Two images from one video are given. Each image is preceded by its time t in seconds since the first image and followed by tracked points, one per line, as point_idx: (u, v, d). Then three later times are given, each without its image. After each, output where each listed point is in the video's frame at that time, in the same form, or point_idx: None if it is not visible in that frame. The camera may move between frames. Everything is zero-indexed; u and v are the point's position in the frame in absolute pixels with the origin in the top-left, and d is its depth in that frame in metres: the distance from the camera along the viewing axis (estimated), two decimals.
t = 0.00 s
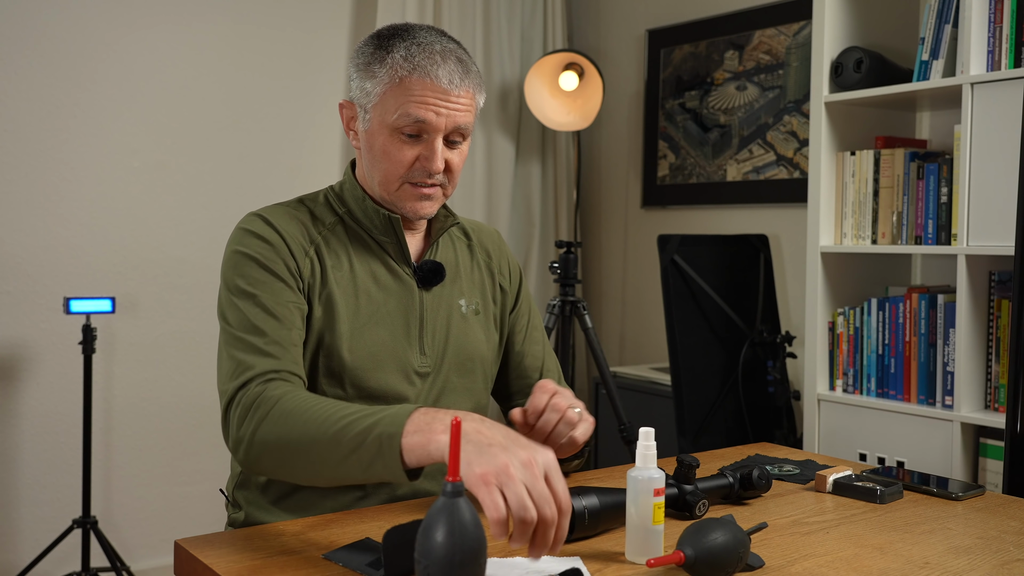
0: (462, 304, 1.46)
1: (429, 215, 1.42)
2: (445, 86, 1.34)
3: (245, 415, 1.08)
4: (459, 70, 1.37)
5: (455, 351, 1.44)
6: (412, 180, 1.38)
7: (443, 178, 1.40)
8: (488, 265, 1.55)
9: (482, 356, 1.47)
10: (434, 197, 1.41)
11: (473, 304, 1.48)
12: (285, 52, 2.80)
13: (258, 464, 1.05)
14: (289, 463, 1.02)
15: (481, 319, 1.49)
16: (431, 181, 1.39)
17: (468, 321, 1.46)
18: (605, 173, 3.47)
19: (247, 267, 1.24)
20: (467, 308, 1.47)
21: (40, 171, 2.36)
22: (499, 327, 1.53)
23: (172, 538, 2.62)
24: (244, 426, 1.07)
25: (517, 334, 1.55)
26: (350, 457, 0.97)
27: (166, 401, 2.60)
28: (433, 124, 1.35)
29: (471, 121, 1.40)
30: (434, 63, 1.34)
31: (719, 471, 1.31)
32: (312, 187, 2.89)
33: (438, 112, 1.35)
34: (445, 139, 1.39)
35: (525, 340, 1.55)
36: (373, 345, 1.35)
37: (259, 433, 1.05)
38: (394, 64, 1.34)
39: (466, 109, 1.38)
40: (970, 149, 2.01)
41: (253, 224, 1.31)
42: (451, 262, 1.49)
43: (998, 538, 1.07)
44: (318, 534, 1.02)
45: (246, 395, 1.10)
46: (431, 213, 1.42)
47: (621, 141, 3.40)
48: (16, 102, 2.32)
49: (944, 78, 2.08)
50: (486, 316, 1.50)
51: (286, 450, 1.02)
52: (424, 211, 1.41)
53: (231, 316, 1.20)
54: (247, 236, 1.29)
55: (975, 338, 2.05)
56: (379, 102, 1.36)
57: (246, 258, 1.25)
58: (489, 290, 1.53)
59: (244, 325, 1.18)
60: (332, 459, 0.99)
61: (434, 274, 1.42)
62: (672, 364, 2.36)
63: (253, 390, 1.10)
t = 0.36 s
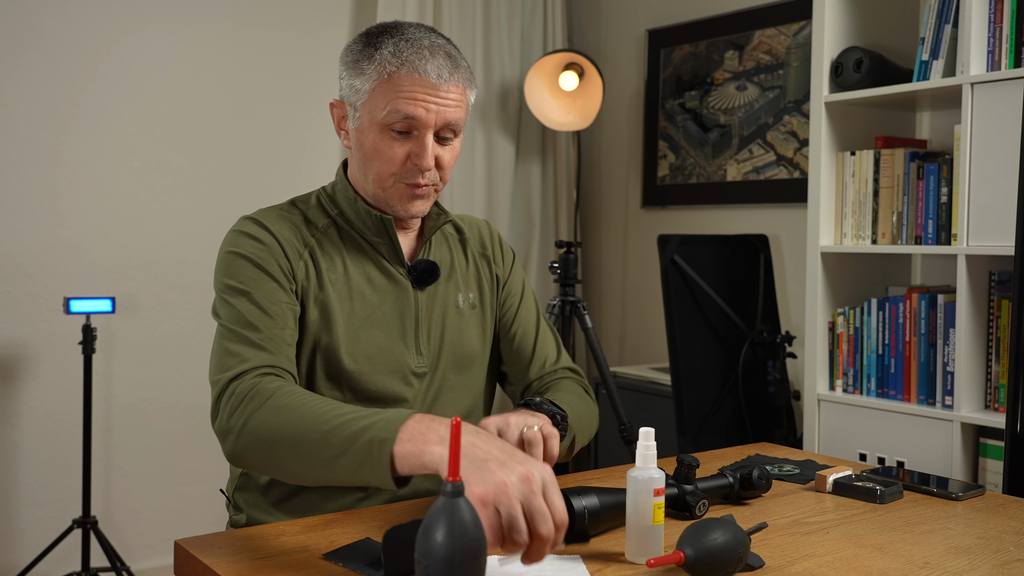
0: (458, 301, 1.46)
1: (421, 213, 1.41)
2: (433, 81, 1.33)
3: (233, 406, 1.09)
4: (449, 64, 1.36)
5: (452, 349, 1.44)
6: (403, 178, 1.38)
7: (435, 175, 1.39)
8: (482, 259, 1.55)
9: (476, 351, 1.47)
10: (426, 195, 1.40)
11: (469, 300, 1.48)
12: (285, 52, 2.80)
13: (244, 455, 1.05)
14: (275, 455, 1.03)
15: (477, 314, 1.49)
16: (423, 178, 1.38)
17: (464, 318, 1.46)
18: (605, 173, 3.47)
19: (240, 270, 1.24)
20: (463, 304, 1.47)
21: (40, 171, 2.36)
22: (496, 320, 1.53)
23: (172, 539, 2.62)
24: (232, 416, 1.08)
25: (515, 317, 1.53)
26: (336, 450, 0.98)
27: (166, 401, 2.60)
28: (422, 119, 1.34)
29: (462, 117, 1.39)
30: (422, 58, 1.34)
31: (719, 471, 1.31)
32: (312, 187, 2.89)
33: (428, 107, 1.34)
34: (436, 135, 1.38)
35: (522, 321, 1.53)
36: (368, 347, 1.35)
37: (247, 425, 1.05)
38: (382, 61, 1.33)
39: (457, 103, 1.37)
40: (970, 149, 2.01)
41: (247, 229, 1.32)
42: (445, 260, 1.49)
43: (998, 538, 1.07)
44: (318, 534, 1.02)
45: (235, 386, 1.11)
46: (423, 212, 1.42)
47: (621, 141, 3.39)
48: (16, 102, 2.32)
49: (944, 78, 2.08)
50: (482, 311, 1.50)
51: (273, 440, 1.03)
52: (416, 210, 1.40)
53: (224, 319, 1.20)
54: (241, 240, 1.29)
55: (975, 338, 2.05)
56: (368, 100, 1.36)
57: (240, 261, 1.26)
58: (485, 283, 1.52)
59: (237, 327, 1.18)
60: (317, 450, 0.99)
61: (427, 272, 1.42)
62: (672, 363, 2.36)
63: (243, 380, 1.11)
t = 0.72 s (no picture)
0: (443, 301, 1.46)
1: (400, 211, 1.40)
2: (402, 76, 1.31)
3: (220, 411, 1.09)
4: (418, 58, 1.34)
5: (437, 349, 1.43)
6: (379, 177, 1.36)
7: (412, 172, 1.37)
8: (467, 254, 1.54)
9: (464, 350, 1.47)
10: (404, 193, 1.38)
11: (454, 298, 1.48)
12: (285, 52, 2.80)
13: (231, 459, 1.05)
14: (261, 460, 1.02)
15: (463, 311, 1.49)
16: (399, 176, 1.36)
17: (450, 318, 1.46)
18: (605, 172, 3.47)
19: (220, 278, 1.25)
20: (448, 302, 1.47)
21: (40, 171, 2.36)
22: (483, 315, 1.52)
23: (172, 539, 2.62)
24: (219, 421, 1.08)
25: (503, 308, 1.52)
26: (327, 453, 0.98)
27: (166, 401, 2.59)
28: (394, 116, 1.32)
29: (436, 111, 1.36)
30: (389, 54, 1.31)
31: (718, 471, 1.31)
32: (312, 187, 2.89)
33: (398, 103, 1.31)
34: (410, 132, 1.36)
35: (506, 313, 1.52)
36: (350, 353, 1.35)
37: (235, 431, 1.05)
38: (348, 59, 1.32)
39: (429, 97, 1.34)
40: (970, 149, 2.01)
41: (226, 236, 1.32)
42: (429, 259, 1.49)
43: (998, 538, 1.07)
44: (316, 534, 1.02)
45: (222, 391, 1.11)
46: (402, 210, 1.40)
47: (621, 141, 3.39)
48: (16, 101, 2.32)
49: (944, 78, 2.08)
50: (468, 309, 1.50)
51: (259, 445, 1.03)
52: (394, 209, 1.39)
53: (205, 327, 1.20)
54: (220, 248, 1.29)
55: (975, 337, 2.05)
56: (337, 99, 1.34)
57: (220, 269, 1.26)
58: (470, 279, 1.52)
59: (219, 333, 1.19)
60: (306, 456, 0.99)
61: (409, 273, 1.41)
62: (672, 363, 2.36)
63: (230, 381, 1.11)
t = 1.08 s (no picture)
0: (441, 302, 1.46)
1: (416, 215, 1.39)
2: (425, 82, 1.30)
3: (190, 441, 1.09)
4: (435, 62, 1.33)
5: (436, 352, 1.44)
6: (400, 183, 1.34)
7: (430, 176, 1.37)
8: (466, 256, 1.54)
9: (462, 352, 1.47)
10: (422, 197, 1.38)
11: (452, 300, 1.48)
12: (285, 52, 2.81)
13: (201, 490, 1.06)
14: (235, 487, 1.03)
15: (462, 313, 1.49)
16: (420, 181, 1.35)
17: (448, 320, 1.46)
18: (605, 172, 3.47)
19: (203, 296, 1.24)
20: (446, 305, 1.47)
21: (40, 171, 2.36)
22: (482, 316, 1.52)
23: (172, 538, 2.63)
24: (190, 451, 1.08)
25: (500, 314, 1.53)
26: (296, 472, 0.99)
27: (166, 401, 2.60)
28: (418, 122, 1.31)
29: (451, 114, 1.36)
30: (410, 60, 1.30)
31: (719, 471, 1.31)
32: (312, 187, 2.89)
33: (421, 110, 1.30)
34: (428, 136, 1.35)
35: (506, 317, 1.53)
36: (348, 359, 1.35)
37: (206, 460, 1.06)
38: (368, 66, 1.29)
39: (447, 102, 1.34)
40: (970, 149, 2.01)
41: (215, 247, 1.31)
42: (426, 261, 1.48)
43: (998, 537, 1.07)
44: (317, 535, 1.02)
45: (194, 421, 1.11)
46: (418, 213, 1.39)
47: (621, 141, 3.39)
48: (16, 101, 2.32)
49: (944, 78, 2.08)
50: (468, 310, 1.50)
51: (230, 473, 1.03)
52: (412, 213, 1.38)
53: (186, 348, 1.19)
54: (207, 263, 1.28)
55: (975, 338, 2.05)
56: (356, 107, 1.31)
57: (205, 286, 1.25)
58: (469, 280, 1.52)
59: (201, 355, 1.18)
60: (274, 471, 1.01)
61: (407, 276, 1.41)
62: (672, 363, 2.36)
63: (194, 423, 1.11)
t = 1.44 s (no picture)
0: (444, 304, 1.46)
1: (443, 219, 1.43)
2: (470, 95, 1.35)
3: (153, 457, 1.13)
4: (471, 73, 1.38)
5: (440, 352, 1.43)
6: (438, 190, 1.38)
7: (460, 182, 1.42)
8: (466, 264, 1.55)
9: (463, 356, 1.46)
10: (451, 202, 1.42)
11: (454, 303, 1.48)
12: (285, 52, 2.81)
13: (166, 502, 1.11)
14: (194, 508, 1.08)
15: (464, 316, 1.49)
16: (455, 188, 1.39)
17: (450, 321, 1.46)
18: (605, 172, 3.47)
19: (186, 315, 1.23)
20: (448, 308, 1.46)
21: (40, 171, 2.36)
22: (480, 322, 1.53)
23: (172, 538, 2.63)
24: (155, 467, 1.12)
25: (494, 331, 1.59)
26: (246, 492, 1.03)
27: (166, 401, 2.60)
28: (462, 133, 1.35)
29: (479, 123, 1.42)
30: (456, 73, 1.34)
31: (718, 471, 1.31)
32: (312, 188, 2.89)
33: (466, 122, 1.35)
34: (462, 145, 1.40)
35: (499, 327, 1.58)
36: (354, 357, 1.34)
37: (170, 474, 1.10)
38: (420, 79, 1.31)
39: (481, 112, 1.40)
40: (970, 149, 2.01)
41: (213, 252, 1.29)
42: (430, 263, 1.48)
43: (997, 537, 1.07)
44: (316, 535, 1.02)
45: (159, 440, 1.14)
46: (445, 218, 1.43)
47: (621, 141, 3.39)
48: (17, 101, 2.32)
49: (944, 78, 2.08)
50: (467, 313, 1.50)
51: (189, 496, 1.08)
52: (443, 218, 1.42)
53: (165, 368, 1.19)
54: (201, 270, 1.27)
55: (975, 338, 2.05)
56: (405, 118, 1.32)
57: (197, 298, 1.24)
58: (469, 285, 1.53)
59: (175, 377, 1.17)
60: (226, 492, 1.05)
61: (412, 275, 1.41)
62: (672, 363, 2.36)
63: (159, 449, 1.12)
